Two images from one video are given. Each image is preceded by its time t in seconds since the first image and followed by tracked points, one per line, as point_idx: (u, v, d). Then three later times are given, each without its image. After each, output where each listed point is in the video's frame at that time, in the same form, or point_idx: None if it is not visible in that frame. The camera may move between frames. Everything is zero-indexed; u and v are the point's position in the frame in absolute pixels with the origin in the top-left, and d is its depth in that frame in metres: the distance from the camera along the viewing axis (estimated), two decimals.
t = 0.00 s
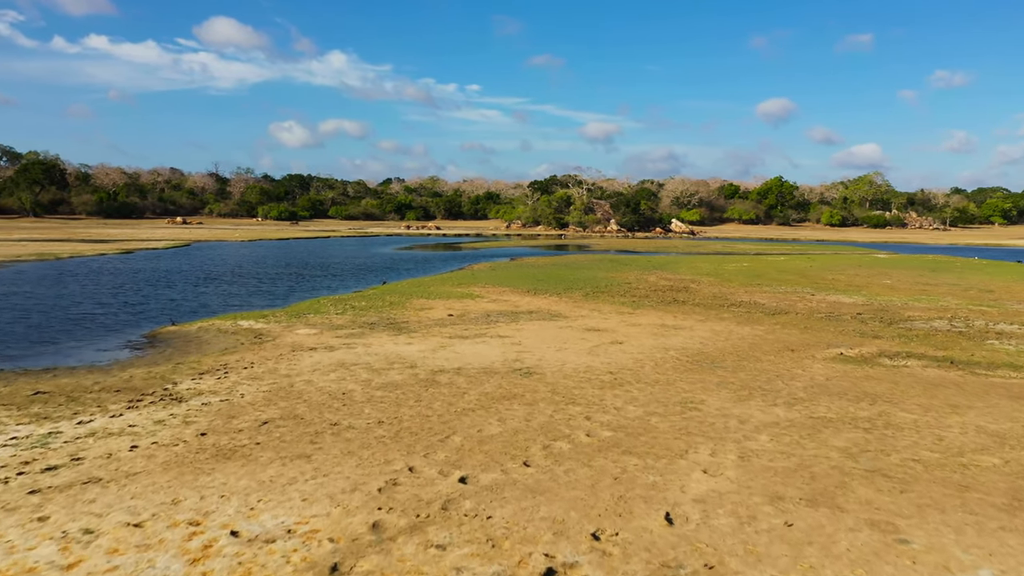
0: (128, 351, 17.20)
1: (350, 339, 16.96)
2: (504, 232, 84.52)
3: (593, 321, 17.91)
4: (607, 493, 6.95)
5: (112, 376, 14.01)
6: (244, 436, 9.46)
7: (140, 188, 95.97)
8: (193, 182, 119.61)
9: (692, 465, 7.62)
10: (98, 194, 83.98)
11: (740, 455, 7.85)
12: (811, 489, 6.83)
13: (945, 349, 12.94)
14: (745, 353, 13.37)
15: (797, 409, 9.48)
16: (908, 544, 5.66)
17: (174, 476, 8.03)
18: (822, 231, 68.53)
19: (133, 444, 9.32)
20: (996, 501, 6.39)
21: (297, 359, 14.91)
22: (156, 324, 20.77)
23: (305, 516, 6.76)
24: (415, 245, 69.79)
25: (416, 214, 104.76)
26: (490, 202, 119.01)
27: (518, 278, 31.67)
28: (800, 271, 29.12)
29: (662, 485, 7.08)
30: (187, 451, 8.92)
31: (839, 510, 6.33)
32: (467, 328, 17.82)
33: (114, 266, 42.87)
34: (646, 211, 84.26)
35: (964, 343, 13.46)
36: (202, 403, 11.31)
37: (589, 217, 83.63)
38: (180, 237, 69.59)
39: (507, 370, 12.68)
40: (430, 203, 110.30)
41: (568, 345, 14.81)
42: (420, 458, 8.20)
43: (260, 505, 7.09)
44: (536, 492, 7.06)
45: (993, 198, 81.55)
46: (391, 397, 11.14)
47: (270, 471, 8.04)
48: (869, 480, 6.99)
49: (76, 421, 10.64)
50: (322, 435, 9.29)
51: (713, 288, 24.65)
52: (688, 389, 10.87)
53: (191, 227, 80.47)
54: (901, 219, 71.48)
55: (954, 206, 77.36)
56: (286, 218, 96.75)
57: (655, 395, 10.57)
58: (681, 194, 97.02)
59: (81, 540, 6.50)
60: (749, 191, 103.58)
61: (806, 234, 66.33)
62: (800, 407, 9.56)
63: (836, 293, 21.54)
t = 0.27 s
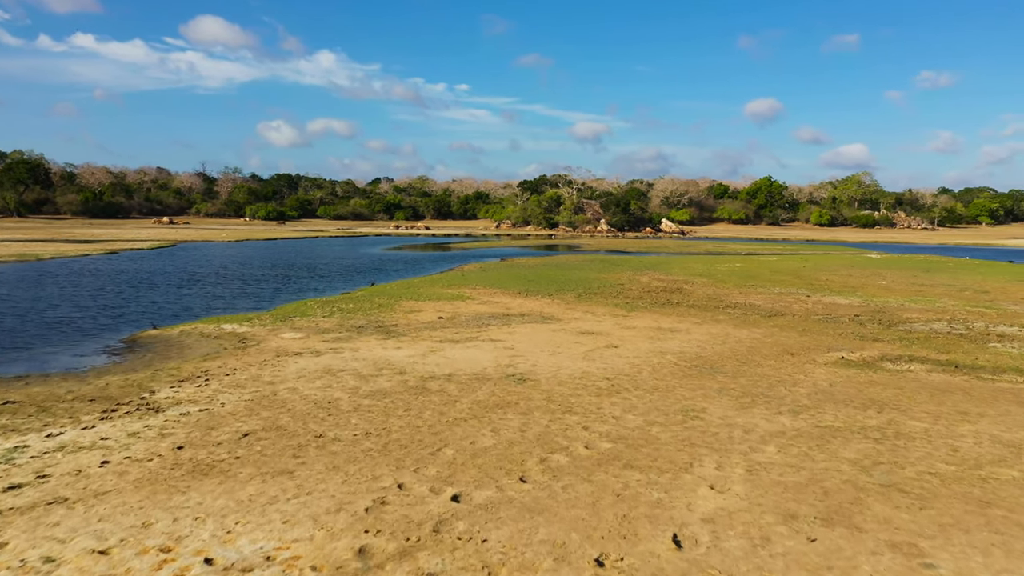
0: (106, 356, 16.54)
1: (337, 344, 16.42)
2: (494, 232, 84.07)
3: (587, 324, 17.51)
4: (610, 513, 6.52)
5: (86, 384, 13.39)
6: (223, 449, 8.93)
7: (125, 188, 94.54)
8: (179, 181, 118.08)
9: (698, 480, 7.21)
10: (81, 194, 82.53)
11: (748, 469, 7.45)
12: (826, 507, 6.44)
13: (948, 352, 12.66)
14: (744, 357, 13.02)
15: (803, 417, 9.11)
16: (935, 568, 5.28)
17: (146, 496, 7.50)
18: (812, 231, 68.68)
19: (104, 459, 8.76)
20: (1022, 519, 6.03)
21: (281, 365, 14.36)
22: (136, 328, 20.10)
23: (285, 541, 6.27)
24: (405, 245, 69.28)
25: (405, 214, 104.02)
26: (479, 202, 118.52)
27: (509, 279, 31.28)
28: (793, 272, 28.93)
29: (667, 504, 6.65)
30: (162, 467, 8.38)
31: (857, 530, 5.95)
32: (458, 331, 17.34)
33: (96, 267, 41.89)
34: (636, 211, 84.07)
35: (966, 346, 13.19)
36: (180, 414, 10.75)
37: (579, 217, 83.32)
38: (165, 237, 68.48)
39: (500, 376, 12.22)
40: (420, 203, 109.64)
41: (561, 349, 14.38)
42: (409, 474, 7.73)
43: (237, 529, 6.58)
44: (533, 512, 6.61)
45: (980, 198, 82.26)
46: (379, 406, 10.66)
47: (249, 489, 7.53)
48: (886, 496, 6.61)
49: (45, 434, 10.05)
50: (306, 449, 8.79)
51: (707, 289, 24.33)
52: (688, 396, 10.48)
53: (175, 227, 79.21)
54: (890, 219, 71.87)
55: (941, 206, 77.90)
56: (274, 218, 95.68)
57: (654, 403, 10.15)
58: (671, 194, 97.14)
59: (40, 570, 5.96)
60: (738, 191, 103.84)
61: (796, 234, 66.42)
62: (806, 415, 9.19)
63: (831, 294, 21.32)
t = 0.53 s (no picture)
0: (78, 364, 15.79)
1: (321, 350, 15.79)
2: (482, 232, 83.49)
3: (580, 327, 17.05)
4: (616, 539, 6.02)
5: (54, 395, 12.66)
6: (196, 468, 8.31)
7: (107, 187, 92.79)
8: (163, 180, 116.32)
9: (708, 500, 6.73)
10: (63, 194, 80.95)
11: (760, 487, 6.98)
12: (846, 531, 5.98)
13: (953, 356, 12.33)
14: (744, 363, 12.59)
15: (812, 428, 8.68)
16: None
17: (109, 523, 6.88)
18: (801, 231, 68.81)
19: (66, 481, 8.10)
20: None
21: (262, 372, 13.70)
22: (111, 333, 19.32)
23: None
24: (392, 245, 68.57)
25: (392, 214, 103.15)
26: (467, 201, 117.87)
27: (499, 281, 30.77)
28: (786, 273, 28.67)
29: (677, 528, 6.16)
30: (129, 489, 7.75)
31: (884, 558, 5.50)
32: (447, 336, 16.77)
33: (74, 268, 40.76)
34: (624, 211, 83.86)
35: (971, 349, 12.88)
36: (152, 428, 10.10)
37: (567, 216, 82.99)
38: (148, 237, 67.18)
39: (492, 384, 11.69)
40: (407, 203, 108.81)
41: (555, 355, 13.89)
42: (397, 495, 7.18)
43: (208, 561, 6.01)
44: (532, 539, 6.09)
45: (965, 198, 83.00)
46: (364, 417, 10.08)
47: (223, 514, 6.94)
48: (909, 517, 6.17)
49: (5, 451, 9.36)
50: (286, 467, 8.20)
51: (701, 290, 23.95)
52: (689, 404, 10.01)
53: (158, 226, 77.75)
54: (877, 219, 72.33)
55: (926, 206, 78.46)
56: (260, 217, 94.44)
57: (655, 413, 9.67)
58: (659, 194, 97.16)
59: None
60: (726, 191, 104.08)
61: (784, 234, 66.54)
62: (814, 426, 8.75)
63: (827, 296, 21.04)
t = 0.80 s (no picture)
0: (51, 370, 15.11)
1: (306, 355, 15.23)
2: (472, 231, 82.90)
3: (575, 331, 16.63)
4: (622, 566, 5.58)
5: (24, 405, 12.02)
6: (170, 486, 7.77)
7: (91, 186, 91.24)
8: (149, 180, 114.75)
9: (718, 520, 6.31)
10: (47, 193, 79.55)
11: (771, 504, 6.57)
12: (867, 554, 5.59)
13: (957, 360, 12.03)
14: (745, 368, 12.21)
15: (820, 438, 8.30)
16: None
17: (72, 550, 6.34)
18: (791, 231, 68.93)
19: (29, 501, 7.52)
20: None
21: (244, 380, 13.13)
22: (88, 338, 18.62)
23: None
24: (381, 245, 67.95)
25: (381, 214, 102.34)
26: (457, 201, 117.28)
27: (489, 282, 30.33)
28: (779, 274, 28.42)
29: (687, 553, 5.74)
30: (96, 511, 7.19)
31: None
32: (438, 339, 16.29)
33: (53, 269, 39.73)
34: (614, 211, 83.66)
35: (974, 352, 12.60)
36: (125, 441, 9.51)
37: (557, 216, 82.64)
38: (131, 237, 65.98)
39: (485, 392, 11.22)
40: (396, 203, 108.03)
41: (550, 360, 13.44)
42: (385, 516, 6.70)
43: None
44: (532, 566, 5.64)
45: (952, 198, 83.65)
46: (351, 428, 9.57)
47: (198, 539, 6.43)
48: (933, 538, 5.79)
49: None
50: (266, 484, 7.68)
51: (695, 292, 23.59)
52: (691, 413, 9.60)
53: (141, 226, 76.37)
54: (866, 219, 72.70)
55: (914, 206, 78.92)
56: (248, 217, 93.30)
57: (656, 422, 9.25)
58: (649, 194, 97.12)
59: None
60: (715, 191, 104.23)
61: (774, 234, 66.61)
62: (823, 436, 8.37)
63: (823, 297, 20.80)
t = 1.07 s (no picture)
0: (19, 379, 14.35)
1: (289, 362, 14.59)
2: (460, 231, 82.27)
3: (568, 334, 16.14)
4: None
5: None
6: (135, 511, 7.15)
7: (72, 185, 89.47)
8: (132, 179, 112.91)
9: (733, 547, 5.82)
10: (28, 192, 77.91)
11: (788, 528, 6.10)
12: None
13: (963, 365, 11.70)
14: (746, 374, 11.78)
15: (833, 452, 7.85)
16: None
17: None
18: (779, 231, 69.11)
19: None
20: None
21: (222, 389, 12.48)
22: (60, 344, 17.81)
23: None
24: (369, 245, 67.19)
25: (368, 214, 101.41)
26: (445, 200, 116.60)
27: (478, 283, 29.81)
28: (772, 274, 28.15)
29: None
30: (51, 541, 6.55)
31: None
32: (426, 344, 15.73)
33: (29, 271, 38.57)
34: (603, 211, 83.44)
35: (979, 356, 12.27)
36: (89, 459, 8.84)
37: (545, 216, 82.26)
38: (113, 237, 64.62)
39: (476, 401, 10.68)
40: (383, 203, 107.14)
41: (543, 366, 12.93)
42: (370, 545, 6.13)
43: None
44: None
45: (937, 198, 84.41)
46: (334, 443, 8.99)
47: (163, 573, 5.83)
48: (966, 566, 5.34)
49: None
50: (241, 507, 7.09)
51: (688, 294, 23.20)
52: (695, 424, 9.12)
53: (122, 226, 74.84)
54: (853, 219, 73.13)
55: (900, 206, 79.40)
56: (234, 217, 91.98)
57: (658, 433, 8.76)
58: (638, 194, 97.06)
59: None
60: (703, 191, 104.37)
61: (762, 234, 66.71)
62: (836, 449, 7.92)
63: (818, 298, 20.51)
